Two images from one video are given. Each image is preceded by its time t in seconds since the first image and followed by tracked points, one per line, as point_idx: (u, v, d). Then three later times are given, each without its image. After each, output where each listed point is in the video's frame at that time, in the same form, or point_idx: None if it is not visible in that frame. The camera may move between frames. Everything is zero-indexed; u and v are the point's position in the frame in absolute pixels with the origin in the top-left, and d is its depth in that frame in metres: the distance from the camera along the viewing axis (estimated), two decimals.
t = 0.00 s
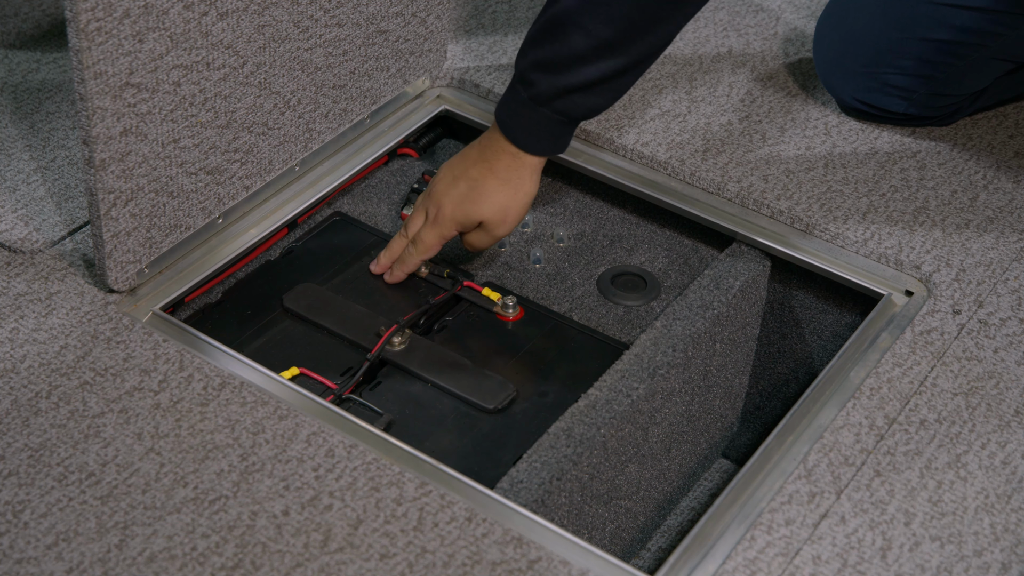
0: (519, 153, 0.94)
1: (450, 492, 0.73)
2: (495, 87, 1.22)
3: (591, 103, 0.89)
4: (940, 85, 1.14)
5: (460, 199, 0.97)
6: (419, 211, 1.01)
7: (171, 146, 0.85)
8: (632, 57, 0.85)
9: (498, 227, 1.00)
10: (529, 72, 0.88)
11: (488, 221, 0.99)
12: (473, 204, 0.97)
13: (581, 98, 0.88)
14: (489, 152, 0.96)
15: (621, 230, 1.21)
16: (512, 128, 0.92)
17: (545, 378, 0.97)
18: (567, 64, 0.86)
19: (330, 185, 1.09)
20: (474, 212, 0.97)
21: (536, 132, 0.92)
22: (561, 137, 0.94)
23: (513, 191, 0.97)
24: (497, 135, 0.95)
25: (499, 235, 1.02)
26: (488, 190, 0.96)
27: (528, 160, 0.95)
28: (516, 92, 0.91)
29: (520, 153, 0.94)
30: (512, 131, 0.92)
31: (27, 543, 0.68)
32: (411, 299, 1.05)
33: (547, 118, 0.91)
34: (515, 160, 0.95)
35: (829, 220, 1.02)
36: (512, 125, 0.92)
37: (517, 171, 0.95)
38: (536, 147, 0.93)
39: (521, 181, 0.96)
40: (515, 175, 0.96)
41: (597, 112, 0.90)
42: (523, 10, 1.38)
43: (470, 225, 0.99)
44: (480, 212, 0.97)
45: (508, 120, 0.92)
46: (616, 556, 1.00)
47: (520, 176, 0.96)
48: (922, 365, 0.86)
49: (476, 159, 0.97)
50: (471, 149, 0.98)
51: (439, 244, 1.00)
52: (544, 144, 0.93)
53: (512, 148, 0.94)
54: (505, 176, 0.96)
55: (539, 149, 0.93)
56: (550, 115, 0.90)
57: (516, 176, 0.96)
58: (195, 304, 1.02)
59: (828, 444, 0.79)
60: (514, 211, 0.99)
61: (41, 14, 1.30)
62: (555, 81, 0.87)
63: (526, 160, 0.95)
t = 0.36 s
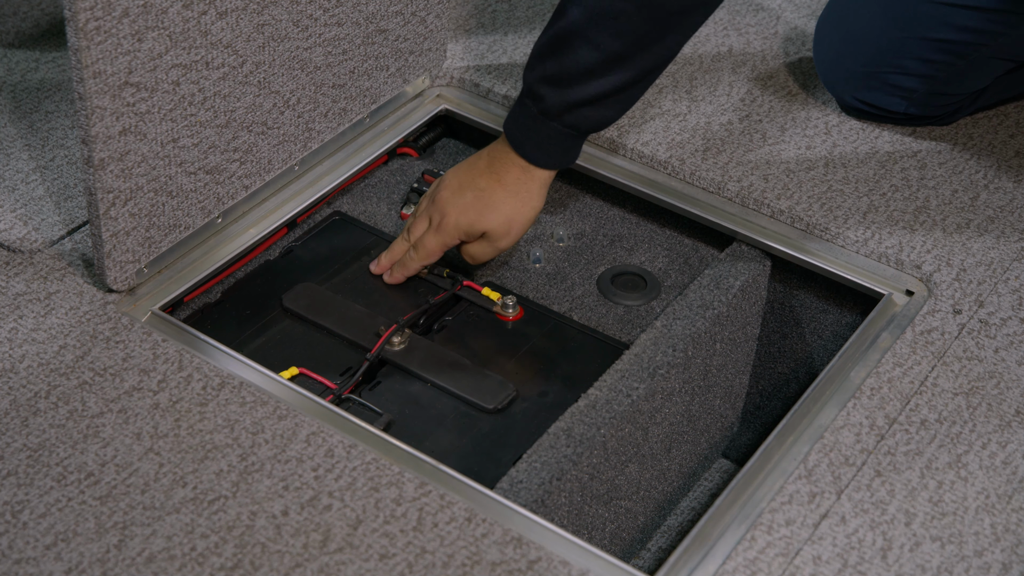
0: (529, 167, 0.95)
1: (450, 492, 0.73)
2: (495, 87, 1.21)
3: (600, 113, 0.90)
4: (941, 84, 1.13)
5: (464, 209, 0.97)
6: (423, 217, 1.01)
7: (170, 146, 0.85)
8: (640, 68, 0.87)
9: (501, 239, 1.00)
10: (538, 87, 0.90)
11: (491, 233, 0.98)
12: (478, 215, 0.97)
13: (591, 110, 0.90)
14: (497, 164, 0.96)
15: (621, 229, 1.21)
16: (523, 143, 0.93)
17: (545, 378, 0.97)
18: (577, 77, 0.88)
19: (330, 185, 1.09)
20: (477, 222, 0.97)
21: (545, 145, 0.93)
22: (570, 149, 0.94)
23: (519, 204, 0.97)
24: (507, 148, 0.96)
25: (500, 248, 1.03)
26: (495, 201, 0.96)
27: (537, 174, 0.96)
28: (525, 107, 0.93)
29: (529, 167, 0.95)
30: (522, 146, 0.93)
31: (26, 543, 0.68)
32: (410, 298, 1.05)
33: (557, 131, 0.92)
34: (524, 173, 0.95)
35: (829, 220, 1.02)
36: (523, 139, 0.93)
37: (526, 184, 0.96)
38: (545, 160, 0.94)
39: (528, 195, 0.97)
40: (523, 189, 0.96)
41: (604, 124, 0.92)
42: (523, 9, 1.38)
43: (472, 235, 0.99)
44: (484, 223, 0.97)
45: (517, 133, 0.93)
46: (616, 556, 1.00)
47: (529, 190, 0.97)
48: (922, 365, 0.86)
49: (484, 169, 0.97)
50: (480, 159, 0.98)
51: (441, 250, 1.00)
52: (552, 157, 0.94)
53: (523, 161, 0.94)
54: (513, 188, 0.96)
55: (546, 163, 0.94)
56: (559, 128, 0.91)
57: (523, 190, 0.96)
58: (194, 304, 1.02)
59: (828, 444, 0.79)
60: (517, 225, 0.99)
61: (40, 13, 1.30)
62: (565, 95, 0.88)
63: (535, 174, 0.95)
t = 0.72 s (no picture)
0: (595, 71, 0.75)
1: (449, 492, 0.73)
2: (495, 86, 1.21)
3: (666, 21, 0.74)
4: (942, 82, 1.14)
5: (520, 120, 0.76)
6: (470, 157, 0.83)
7: (169, 145, 0.85)
8: None
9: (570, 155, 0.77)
10: None
11: (558, 144, 0.76)
12: (532, 126, 0.76)
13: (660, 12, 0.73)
14: (561, 70, 0.77)
15: (622, 229, 1.20)
16: (591, 47, 0.74)
17: (545, 378, 0.97)
18: None
19: (329, 184, 1.08)
20: (532, 133, 0.76)
21: (607, 53, 0.74)
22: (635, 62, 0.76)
23: (585, 114, 0.76)
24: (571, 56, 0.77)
25: (573, 164, 0.78)
26: (558, 110, 0.76)
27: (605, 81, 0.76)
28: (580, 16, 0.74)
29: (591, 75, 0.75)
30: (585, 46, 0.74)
31: (25, 544, 0.68)
32: (410, 298, 1.05)
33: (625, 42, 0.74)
34: (594, 76, 0.75)
35: (830, 219, 1.02)
36: (591, 41, 0.73)
37: (588, 85, 0.75)
38: (607, 68, 0.74)
39: (592, 106, 0.76)
40: (582, 94, 0.76)
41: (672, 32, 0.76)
42: (523, 8, 1.38)
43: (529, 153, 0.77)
44: (553, 131, 0.76)
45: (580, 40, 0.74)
46: (616, 556, 1.00)
47: (593, 95, 0.76)
48: (923, 365, 0.86)
49: (542, 87, 0.78)
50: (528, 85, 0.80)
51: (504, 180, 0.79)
52: (626, 65, 0.75)
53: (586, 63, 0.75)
54: (578, 97, 0.76)
55: (617, 70, 0.74)
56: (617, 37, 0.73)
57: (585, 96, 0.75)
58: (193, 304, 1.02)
59: (829, 444, 0.79)
60: (588, 136, 0.77)
61: (39, 12, 1.30)
62: None
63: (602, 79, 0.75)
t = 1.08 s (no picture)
0: (727, 61, 0.88)
1: (449, 492, 0.73)
2: (495, 85, 1.21)
3: None
4: (946, 82, 1.13)
5: (673, 109, 0.90)
6: (632, 132, 0.96)
7: (169, 145, 0.85)
8: None
9: (721, 139, 0.92)
10: None
11: (710, 133, 0.91)
12: (678, 112, 0.90)
13: None
14: (694, 58, 0.89)
15: (622, 228, 1.20)
16: (717, 37, 0.87)
17: (546, 378, 0.96)
18: None
19: (329, 184, 1.08)
20: (688, 122, 0.90)
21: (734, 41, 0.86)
22: (757, 48, 0.87)
23: (728, 98, 0.90)
24: (698, 45, 0.89)
25: (721, 147, 0.93)
26: (691, 97, 0.89)
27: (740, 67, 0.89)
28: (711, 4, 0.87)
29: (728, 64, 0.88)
30: (709, 38, 0.87)
31: (24, 544, 0.68)
32: (410, 298, 1.05)
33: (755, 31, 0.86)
34: (724, 65, 0.88)
35: (830, 219, 1.02)
36: (712, 33, 0.87)
37: (728, 77, 0.89)
38: (745, 57, 0.87)
39: (731, 91, 0.90)
40: (727, 83, 0.89)
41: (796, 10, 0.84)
42: (523, 8, 1.38)
43: (688, 141, 0.92)
44: (701, 119, 0.90)
45: (705, 30, 0.88)
46: (617, 557, 1.00)
47: (736, 82, 0.89)
48: (924, 364, 0.86)
49: (674, 70, 0.91)
50: (676, 61, 0.91)
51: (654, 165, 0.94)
52: (750, 53, 0.87)
53: (716, 54, 0.88)
54: (716, 82, 0.89)
55: (740, 60, 0.87)
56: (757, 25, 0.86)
57: (725, 85, 0.89)
58: (193, 303, 1.02)
59: (830, 444, 0.79)
60: (734, 118, 0.91)
61: (38, 12, 1.30)
62: None
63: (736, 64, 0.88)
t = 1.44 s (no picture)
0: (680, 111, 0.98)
1: (449, 492, 0.73)
2: (496, 84, 1.21)
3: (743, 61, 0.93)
4: (947, 82, 1.13)
5: (625, 155, 1.02)
6: (586, 168, 1.07)
7: (168, 144, 0.85)
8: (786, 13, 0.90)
9: (670, 184, 1.03)
10: (687, 37, 0.94)
11: (659, 178, 1.02)
12: (632, 157, 1.01)
13: (744, 56, 0.93)
14: (651, 106, 1.00)
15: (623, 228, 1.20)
16: (670, 89, 0.97)
17: (546, 378, 0.96)
18: (713, 27, 0.91)
19: (328, 183, 1.08)
20: (639, 166, 1.02)
21: (694, 94, 0.96)
22: (708, 101, 0.97)
23: (678, 146, 1.00)
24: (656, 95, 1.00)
25: (671, 191, 1.04)
26: (647, 142, 1.00)
27: (691, 118, 0.99)
28: (670, 53, 0.96)
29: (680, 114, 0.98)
30: (664, 89, 0.97)
31: (24, 544, 0.68)
32: (410, 297, 1.04)
33: (707, 84, 0.96)
34: (678, 116, 0.99)
35: (831, 218, 1.02)
36: (666, 84, 0.97)
37: (681, 127, 0.99)
38: (696, 110, 0.98)
39: (682, 139, 1.00)
40: (677, 131, 0.99)
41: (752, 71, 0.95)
42: (523, 7, 1.38)
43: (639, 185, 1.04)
44: (653, 165, 1.01)
45: (660, 80, 0.97)
46: (617, 557, 1.00)
47: (688, 132, 1.00)
48: (925, 364, 0.86)
49: (634, 117, 1.01)
50: (634, 107, 1.01)
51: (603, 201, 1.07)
52: (705, 105, 0.97)
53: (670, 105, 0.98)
54: (669, 129, 0.99)
55: (696, 108, 0.97)
56: (712, 78, 0.95)
57: (677, 134, 0.99)
58: (192, 303, 1.01)
59: (830, 444, 0.79)
60: (684, 166, 1.02)
61: (37, 11, 1.29)
62: (711, 43, 0.92)
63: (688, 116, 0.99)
